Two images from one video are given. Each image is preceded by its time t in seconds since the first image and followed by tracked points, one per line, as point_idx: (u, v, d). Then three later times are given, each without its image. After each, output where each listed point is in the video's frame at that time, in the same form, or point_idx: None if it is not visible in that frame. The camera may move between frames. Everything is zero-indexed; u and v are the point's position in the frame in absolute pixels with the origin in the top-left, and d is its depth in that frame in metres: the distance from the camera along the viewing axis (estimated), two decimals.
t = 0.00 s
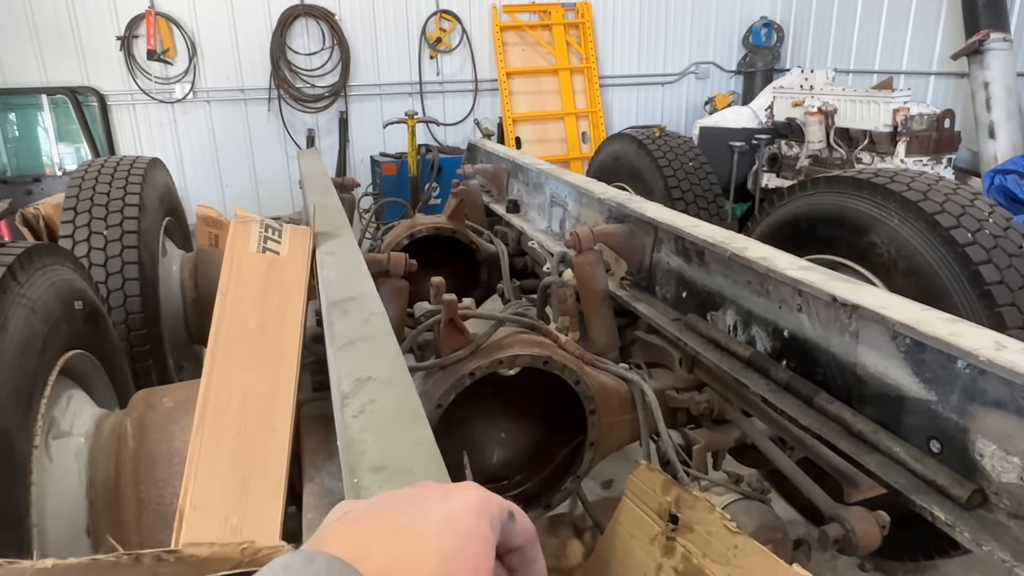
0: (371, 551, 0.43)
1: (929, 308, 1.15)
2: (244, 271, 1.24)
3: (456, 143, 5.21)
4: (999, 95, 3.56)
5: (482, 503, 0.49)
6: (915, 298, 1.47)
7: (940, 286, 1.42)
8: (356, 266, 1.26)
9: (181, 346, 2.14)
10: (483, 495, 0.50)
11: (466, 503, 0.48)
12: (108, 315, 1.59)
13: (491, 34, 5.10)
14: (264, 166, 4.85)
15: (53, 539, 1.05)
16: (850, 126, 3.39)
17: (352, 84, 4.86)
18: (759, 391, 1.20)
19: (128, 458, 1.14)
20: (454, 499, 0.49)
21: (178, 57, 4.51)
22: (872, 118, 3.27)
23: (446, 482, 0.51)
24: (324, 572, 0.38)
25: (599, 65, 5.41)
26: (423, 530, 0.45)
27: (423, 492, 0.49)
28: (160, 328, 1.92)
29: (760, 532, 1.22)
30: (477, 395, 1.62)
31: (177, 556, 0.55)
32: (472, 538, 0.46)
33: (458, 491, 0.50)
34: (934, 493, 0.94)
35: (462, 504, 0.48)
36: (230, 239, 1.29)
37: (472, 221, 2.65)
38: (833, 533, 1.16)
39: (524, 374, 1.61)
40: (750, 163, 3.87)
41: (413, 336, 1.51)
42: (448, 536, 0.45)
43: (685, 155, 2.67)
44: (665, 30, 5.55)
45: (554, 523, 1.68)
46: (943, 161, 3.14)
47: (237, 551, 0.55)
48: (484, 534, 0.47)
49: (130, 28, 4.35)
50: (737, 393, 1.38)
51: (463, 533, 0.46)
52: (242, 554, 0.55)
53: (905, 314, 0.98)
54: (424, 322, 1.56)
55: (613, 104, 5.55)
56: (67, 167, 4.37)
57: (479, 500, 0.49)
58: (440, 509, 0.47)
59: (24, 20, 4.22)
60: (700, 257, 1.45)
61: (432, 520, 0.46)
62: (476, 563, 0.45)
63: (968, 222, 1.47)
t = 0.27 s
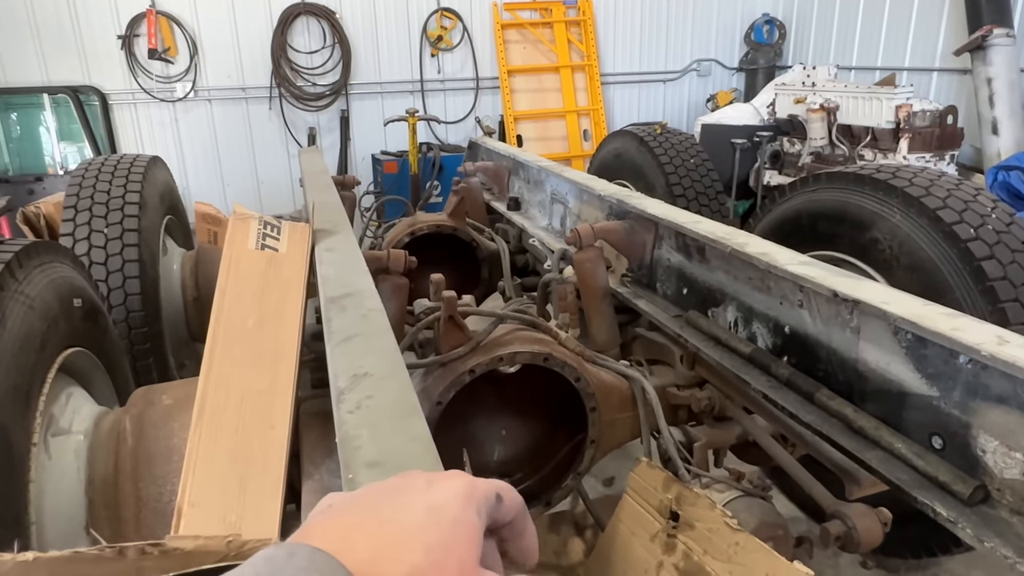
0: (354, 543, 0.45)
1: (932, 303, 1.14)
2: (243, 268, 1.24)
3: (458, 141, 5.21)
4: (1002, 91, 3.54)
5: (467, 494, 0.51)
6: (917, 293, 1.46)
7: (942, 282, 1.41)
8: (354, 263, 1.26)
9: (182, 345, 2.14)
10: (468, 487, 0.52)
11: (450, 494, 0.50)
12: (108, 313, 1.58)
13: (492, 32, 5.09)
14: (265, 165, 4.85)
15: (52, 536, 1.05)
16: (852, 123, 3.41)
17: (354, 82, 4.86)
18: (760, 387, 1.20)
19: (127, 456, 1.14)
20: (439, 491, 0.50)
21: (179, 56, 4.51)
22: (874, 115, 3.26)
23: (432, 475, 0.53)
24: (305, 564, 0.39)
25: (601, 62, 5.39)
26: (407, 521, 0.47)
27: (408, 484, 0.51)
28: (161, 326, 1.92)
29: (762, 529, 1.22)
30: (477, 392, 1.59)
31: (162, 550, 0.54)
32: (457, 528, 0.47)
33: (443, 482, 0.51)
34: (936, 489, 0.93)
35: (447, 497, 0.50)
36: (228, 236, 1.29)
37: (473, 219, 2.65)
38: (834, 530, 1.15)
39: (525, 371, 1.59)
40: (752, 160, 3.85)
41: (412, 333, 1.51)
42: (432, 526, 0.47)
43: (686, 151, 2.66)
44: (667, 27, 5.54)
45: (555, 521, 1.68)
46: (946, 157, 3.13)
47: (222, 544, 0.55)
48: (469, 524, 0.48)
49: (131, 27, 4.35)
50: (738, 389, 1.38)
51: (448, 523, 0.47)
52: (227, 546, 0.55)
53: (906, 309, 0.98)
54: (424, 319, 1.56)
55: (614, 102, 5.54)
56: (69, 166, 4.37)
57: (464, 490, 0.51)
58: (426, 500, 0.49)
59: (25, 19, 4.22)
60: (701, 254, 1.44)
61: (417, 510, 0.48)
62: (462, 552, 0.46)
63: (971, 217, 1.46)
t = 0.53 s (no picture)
0: (347, 539, 0.45)
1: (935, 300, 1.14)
2: (244, 267, 1.24)
3: (460, 140, 5.21)
4: (1006, 89, 3.53)
5: (463, 491, 0.51)
6: (920, 291, 1.46)
7: (945, 280, 1.41)
8: (355, 261, 1.26)
9: (184, 344, 2.14)
10: (464, 482, 0.52)
11: (445, 491, 0.50)
12: (110, 313, 1.59)
13: (495, 31, 5.09)
14: (268, 165, 4.86)
15: (54, 534, 1.05)
16: (854, 120, 3.38)
17: (356, 82, 4.86)
18: (762, 385, 1.19)
19: (129, 454, 1.14)
20: (435, 487, 0.50)
21: (182, 56, 4.52)
22: (878, 113, 3.22)
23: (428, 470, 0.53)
24: (296, 559, 0.38)
25: (603, 61, 5.39)
26: (400, 519, 0.47)
27: (404, 480, 0.51)
28: (164, 326, 1.93)
29: (764, 527, 1.21)
30: (478, 391, 1.60)
31: (154, 545, 0.55)
32: (451, 525, 0.47)
33: (439, 479, 0.51)
34: (938, 487, 0.93)
35: (443, 492, 0.50)
36: (229, 235, 1.29)
37: (475, 218, 2.65)
38: (836, 529, 1.15)
39: (525, 369, 1.60)
40: (755, 158, 3.84)
41: (414, 332, 1.51)
42: (425, 524, 0.47)
43: (689, 150, 2.66)
44: (669, 26, 5.53)
45: (557, 519, 1.68)
46: (950, 155, 3.12)
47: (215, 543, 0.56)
48: (463, 522, 0.48)
49: (134, 27, 4.36)
50: (739, 387, 1.38)
51: (442, 520, 0.47)
52: (219, 542, 0.56)
53: (908, 306, 0.97)
54: (425, 317, 1.56)
55: (617, 100, 5.54)
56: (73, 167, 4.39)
57: (460, 487, 0.51)
58: (421, 496, 0.49)
59: (28, 20, 4.24)
60: (703, 252, 1.43)
61: (411, 507, 0.48)
62: (455, 550, 0.46)
63: (974, 215, 1.45)
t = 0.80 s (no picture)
0: (362, 534, 0.45)
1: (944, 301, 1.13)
2: (253, 268, 1.25)
3: (465, 140, 5.21)
4: (1014, 87, 3.51)
5: (471, 477, 0.52)
6: (928, 292, 1.45)
7: (954, 280, 1.40)
8: (363, 262, 1.27)
9: (193, 345, 2.15)
10: (470, 468, 0.53)
11: (452, 480, 0.51)
12: (119, 314, 1.60)
13: (500, 31, 5.09)
14: (274, 165, 4.87)
15: (66, 534, 1.06)
16: (861, 119, 3.38)
17: (362, 82, 4.87)
18: (770, 386, 1.19)
19: (139, 454, 1.15)
20: (443, 477, 0.51)
21: (189, 57, 4.53)
22: (884, 112, 3.21)
23: (431, 464, 0.54)
24: (320, 562, 0.39)
25: (608, 60, 5.38)
26: (410, 511, 0.47)
27: (409, 474, 0.51)
28: (172, 327, 1.94)
29: (772, 528, 1.21)
30: (486, 390, 1.63)
31: (178, 548, 0.57)
32: (462, 511, 0.48)
33: (443, 470, 0.52)
34: (948, 488, 0.92)
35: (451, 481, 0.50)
36: (238, 236, 1.30)
37: (481, 218, 2.65)
38: (845, 529, 1.14)
39: (532, 370, 1.63)
40: (761, 158, 3.84)
41: (421, 332, 1.51)
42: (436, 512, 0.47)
43: (695, 149, 2.65)
44: (675, 25, 5.52)
45: (564, 520, 1.68)
46: (957, 154, 3.11)
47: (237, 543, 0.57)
48: (475, 508, 0.49)
49: (141, 29, 4.38)
50: (747, 388, 1.37)
51: (453, 508, 0.48)
52: (241, 544, 0.57)
53: (917, 306, 0.97)
54: (433, 318, 1.56)
55: (622, 100, 5.53)
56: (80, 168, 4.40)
57: (465, 475, 0.52)
58: (430, 487, 0.50)
59: (36, 22, 4.26)
60: (710, 252, 1.43)
61: (421, 498, 0.48)
62: (469, 535, 0.47)
63: (982, 214, 1.45)
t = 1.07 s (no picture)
0: (364, 522, 0.43)
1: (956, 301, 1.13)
2: (264, 269, 1.25)
3: (472, 141, 5.22)
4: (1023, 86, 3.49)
5: (455, 430, 0.48)
6: (938, 292, 1.45)
7: (965, 280, 1.40)
8: (374, 262, 1.27)
9: (202, 345, 2.16)
10: (453, 421, 0.49)
11: (438, 440, 0.47)
12: (130, 314, 1.61)
13: (506, 32, 5.09)
14: (281, 166, 4.89)
15: (80, 533, 1.07)
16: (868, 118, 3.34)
17: (368, 83, 4.88)
18: (780, 386, 1.19)
19: (152, 454, 1.16)
20: (426, 441, 0.47)
21: (196, 59, 4.55)
22: (892, 111, 3.19)
23: (414, 427, 0.49)
24: (340, 548, 0.38)
25: (615, 60, 5.38)
26: (402, 487, 0.44)
27: (391, 451, 0.48)
28: (182, 327, 1.95)
29: (782, 528, 1.21)
30: (495, 390, 1.62)
31: (207, 547, 0.54)
32: (456, 472, 0.45)
33: (425, 433, 0.48)
34: (960, 488, 0.92)
35: (434, 442, 0.47)
36: (249, 237, 1.30)
37: (488, 219, 2.66)
38: (856, 530, 1.14)
39: (542, 371, 1.62)
40: (768, 157, 3.83)
41: (430, 333, 1.51)
42: (427, 483, 0.44)
43: (702, 149, 2.65)
44: (681, 25, 5.52)
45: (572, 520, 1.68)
46: (966, 153, 3.10)
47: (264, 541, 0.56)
48: (469, 462, 0.46)
49: (149, 30, 4.40)
50: (757, 388, 1.37)
51: (444, 472, 0.45)
52: (270, 544, 0.56)
53: (929, 307, 0.97)
54: (442, 318, 1.56)
55: (628, 100, 5.53)
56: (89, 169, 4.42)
57: (449, 431, 0.48)
58: (414, 456, 0.46)
59: (45, 23, 4.28)
60: (719, 252, 1.43)
61: (413, 466, 0.45)
62: (469, 493, 0.44)
63: (993, 214, 1.45)
